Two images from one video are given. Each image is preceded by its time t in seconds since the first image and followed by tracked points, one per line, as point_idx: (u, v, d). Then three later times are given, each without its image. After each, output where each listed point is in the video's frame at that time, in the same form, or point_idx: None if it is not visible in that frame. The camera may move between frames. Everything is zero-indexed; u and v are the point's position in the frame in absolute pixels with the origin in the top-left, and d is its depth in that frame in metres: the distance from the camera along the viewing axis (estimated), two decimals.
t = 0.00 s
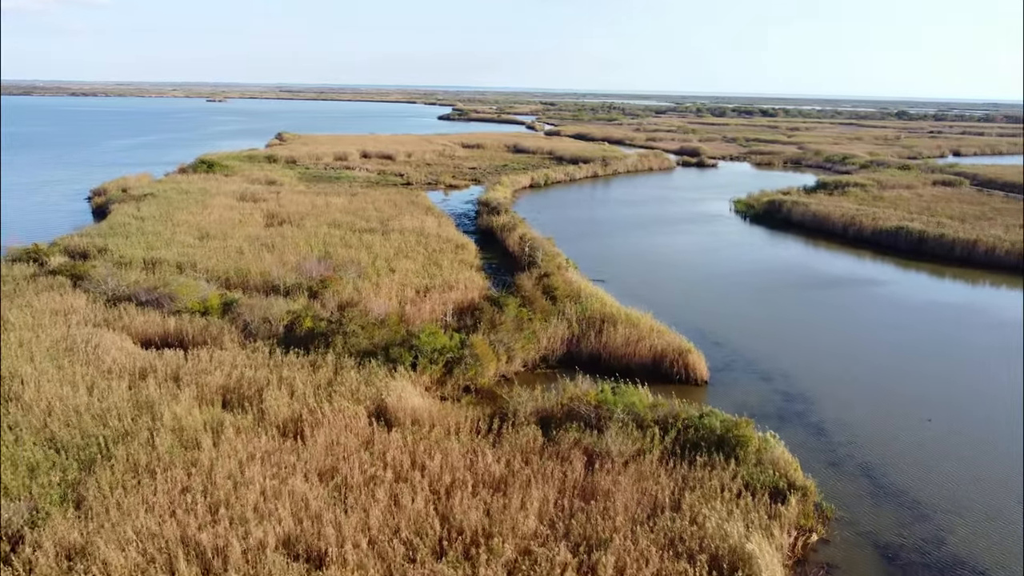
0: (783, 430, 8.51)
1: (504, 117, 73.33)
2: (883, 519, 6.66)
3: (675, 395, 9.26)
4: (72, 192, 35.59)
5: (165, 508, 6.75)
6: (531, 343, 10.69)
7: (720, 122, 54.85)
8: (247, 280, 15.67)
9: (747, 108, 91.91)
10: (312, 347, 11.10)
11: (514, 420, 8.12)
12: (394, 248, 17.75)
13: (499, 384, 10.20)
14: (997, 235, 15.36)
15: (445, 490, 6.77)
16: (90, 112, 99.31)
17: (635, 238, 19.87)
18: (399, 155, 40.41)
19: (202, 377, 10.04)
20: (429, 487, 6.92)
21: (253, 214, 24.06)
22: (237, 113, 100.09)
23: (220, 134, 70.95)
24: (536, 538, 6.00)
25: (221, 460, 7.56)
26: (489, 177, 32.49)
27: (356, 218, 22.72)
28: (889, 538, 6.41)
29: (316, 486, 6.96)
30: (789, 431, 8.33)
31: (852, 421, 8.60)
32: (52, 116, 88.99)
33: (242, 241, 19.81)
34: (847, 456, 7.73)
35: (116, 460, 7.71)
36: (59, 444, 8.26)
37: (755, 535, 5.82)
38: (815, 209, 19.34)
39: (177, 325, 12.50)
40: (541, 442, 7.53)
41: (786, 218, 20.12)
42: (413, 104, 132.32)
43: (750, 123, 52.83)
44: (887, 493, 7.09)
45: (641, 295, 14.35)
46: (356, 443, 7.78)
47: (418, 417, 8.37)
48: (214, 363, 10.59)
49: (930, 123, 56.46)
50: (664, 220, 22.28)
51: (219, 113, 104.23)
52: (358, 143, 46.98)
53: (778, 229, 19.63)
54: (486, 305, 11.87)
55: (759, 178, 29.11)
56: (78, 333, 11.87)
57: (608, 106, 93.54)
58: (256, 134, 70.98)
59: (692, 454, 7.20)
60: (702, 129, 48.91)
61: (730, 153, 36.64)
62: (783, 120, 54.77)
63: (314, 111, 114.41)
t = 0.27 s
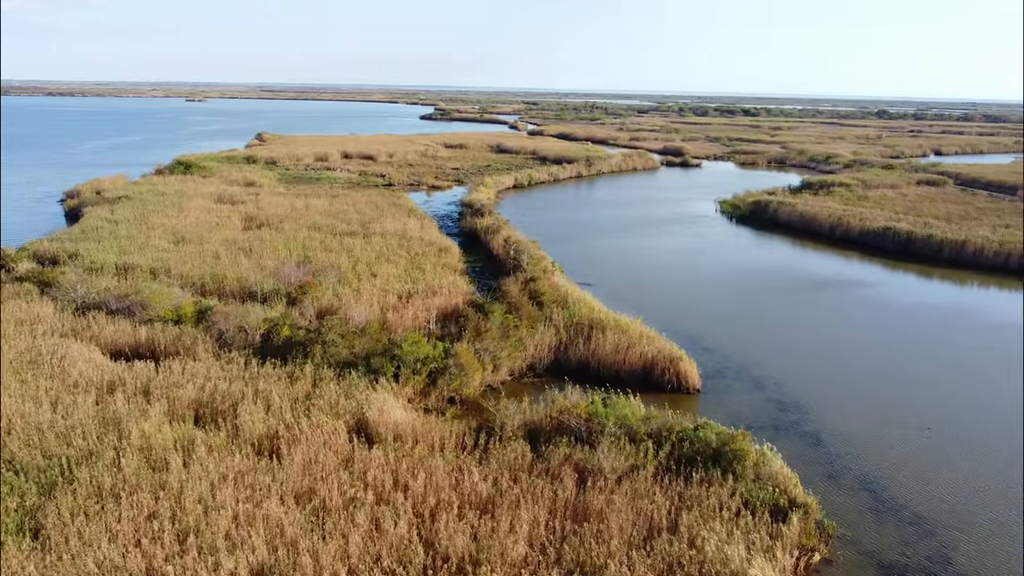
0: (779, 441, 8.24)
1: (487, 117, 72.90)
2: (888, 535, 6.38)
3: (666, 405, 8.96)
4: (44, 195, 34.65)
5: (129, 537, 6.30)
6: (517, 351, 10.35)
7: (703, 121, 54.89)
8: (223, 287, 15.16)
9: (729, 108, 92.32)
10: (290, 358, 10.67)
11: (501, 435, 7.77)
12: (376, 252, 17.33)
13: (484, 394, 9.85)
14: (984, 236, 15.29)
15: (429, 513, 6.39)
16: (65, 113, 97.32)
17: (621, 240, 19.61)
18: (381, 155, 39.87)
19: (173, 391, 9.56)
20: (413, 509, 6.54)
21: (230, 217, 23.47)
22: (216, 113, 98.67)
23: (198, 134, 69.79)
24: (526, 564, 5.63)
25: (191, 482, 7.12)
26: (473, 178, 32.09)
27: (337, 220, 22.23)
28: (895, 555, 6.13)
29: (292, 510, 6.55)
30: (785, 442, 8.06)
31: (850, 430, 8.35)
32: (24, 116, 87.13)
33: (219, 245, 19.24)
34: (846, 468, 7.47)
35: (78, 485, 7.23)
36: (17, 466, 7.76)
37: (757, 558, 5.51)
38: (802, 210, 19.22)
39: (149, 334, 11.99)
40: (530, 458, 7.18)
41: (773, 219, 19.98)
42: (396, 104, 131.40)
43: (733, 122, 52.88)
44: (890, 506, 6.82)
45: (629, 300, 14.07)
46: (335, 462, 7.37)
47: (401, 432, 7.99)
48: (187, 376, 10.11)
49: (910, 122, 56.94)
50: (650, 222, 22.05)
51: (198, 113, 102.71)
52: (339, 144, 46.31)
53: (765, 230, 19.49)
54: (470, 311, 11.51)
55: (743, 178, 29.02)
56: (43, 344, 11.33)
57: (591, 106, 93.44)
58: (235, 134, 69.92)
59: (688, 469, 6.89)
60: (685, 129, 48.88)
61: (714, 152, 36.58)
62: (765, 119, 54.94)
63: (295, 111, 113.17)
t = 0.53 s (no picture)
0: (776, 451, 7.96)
1: (470, 117, 72.42)
2: (893, 553, 6.10)
3: (658, 416, 8.67)
4: (15, 197, 33.67)
5: (89, 571, 5.84)
6: (503, 360, 10.01)
7: (686, 121, 54.88)
8: (199, 293, 14.65)
9: (710, 106, 92.65)
10: (267, 368, 10.24)
11: (488, 451, 7.41)
12: (357, 256, 16.90)
13: (470, 405, 9.50)
14: (972, 236, 15.21)
15: (413, 538, 6.01)
16: (38, 112, 95.31)
17: (607, 242, 19.34)
18: (363, 155, 39.32)
19: (142, 407, 9.08)
20: (396, 535, 6.16)
21: (207, 219, 22.87)
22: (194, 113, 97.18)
23: (176, 134, 68.60)
24: None
25: (159, 507, 6.68)
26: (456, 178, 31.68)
27: (317, 223, 21.75)
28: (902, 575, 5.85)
29: (266, 537, 6.14)
30: (783, 454, 7.79)
31: (847, 440, 8.11)
32: None
33: (195, 249, 18.70)
34: (846, 480, 7.21)
35: (35, 512, 6.74)
36: None
37: None
38: (789, 210, 19.09)
39: (119, 343, 11.48)
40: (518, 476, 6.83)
41: (759, 219, 19.84)
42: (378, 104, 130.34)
43: (715, 122, 52.96)
44: (892, 521, 6.56)
45: (617, 304, 13.79)
46: (312, 483, 6.97)
47: (383, 449, 7.61)
48: (157, 390, 9.63)
49: (890, 121, 57.41)
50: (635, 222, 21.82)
51: (176, 113, 101.14)
52: (320, 144, 45.62)
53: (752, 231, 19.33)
54: (455, 318, 11.14)
55: (727, 178, 28.92)
56: (6, 356, 10.79)
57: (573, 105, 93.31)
58: (214, 134, 68.82)
59: (684, 486, 6.58)
60: (669, 128, 48.81)
61: (698, 152, 36.50)
62: (748, 118, 55.05)
63: (275, 111, 111.86)
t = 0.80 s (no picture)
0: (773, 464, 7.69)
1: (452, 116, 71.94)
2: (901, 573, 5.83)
3: (652, 429, 8.36)
4: None
5: None
6: (490, 369, 9.66)
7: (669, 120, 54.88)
8: (173, 300, 14.13)
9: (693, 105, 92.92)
10: (242, 381, 9.80)
11: (475, 469, 7.06)
12: (337, 260, 16.44)
13: (456, 417, 9.14)
14: (961, 237, 15.12)
15: (397, 567, 5.63)
16: (10, 112, 93.16)
17: (593, 244, 19.06)
18: (344, 156, 38.74)
19: (110, 424, 8.61)
20: (378, 563, 5.77)
21: (184, 222, 22.26)
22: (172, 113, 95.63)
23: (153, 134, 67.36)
24: None
25: (124, 536, 6.23)
26: (439, 179, 31.25)
27: (297, 225, 21.24)
28: None
29: (238, 569, 5.72)
30: (781, 466, 7.51)
31: (846, 451, 7.86)
32: None
33: (170, 254, 18.12)
34: (848, 495, 6.94)
35: None
36: None
37: None
38: (776, 211, 18.94)
39: (87, 354, 10.95)
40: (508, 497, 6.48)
41: (746, 220, 19.67)
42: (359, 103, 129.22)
43: (698, 122, 52.98)
44: (897, 538, 6.30)
45: (605, 308, 13.50)
46: (289, 508, 6.57)
47: (364, 468, 7.22)
48: (125, 405, 9.15)
49: (870, 121, 57.86)
50: (621, 223, 21.57)
51: (153, 113, 99.45)
52: (301, 145, 44.94)
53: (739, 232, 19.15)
54: (439, 326, 10.75)
55: (712, 178, 28.80)
56: None
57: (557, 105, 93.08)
58: (192, 134, 67.67)
59: (681, 505, 6.27)
60: (652, 127, 48.73)
61: (682, 151, 36.41)
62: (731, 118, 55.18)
63: (256, 111, 110.29)
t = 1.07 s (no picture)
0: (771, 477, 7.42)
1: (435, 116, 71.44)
2: None
3: (645, 442, 8.07)
4: None
5: None
6: (476, 380, 9.30)
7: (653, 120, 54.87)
8: (146, 308, 13.58)
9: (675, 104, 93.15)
10: (217, 394, 9.35)
11: (463, 489, 6.71)
12: (318, 265, 15.99)
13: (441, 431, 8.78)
14: (949, 237, 15.03)
15: None
16: None
17: (579, 246, 18.77)
18: (325, 156, 38.14)
19: (74, 442, 8.12)
20: None
21: (159, 226, 21.63)
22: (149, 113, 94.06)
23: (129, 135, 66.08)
24: None
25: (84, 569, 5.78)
26: (422, 179, 30.81)
27: (276, 228, 20.72)
28: None
29: None
30: (779, 480, 7.24)
31: (845, 463, 7.62)
32: None
33: (144, 259, 17.53)
34: (850, 511, 6.69)
35: None
36: None
37: None
38: (763, 212, 18.78)
39: (52, 366, 10.42)
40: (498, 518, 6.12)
41: (733, 221, 19.49)
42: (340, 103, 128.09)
43: (681, 121, 53.00)
44: (903, 557, 6.05)
45: (593, 312, 13.20)
46: (265, 534, 6.17)
47: (345, 489, 6.83)
48: (91, 422, 8.65)
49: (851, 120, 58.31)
50: (607, 224, 21.31)
51: (130, 113, 97.78)
52: (281, 145, 44.22)
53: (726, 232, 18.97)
54: (423, 334, 10.38)
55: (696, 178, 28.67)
56: None
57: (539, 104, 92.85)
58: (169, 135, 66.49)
59: (680, 526, 5.96)
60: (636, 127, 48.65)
61: (666, 151, 36.30)
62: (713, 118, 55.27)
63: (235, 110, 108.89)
